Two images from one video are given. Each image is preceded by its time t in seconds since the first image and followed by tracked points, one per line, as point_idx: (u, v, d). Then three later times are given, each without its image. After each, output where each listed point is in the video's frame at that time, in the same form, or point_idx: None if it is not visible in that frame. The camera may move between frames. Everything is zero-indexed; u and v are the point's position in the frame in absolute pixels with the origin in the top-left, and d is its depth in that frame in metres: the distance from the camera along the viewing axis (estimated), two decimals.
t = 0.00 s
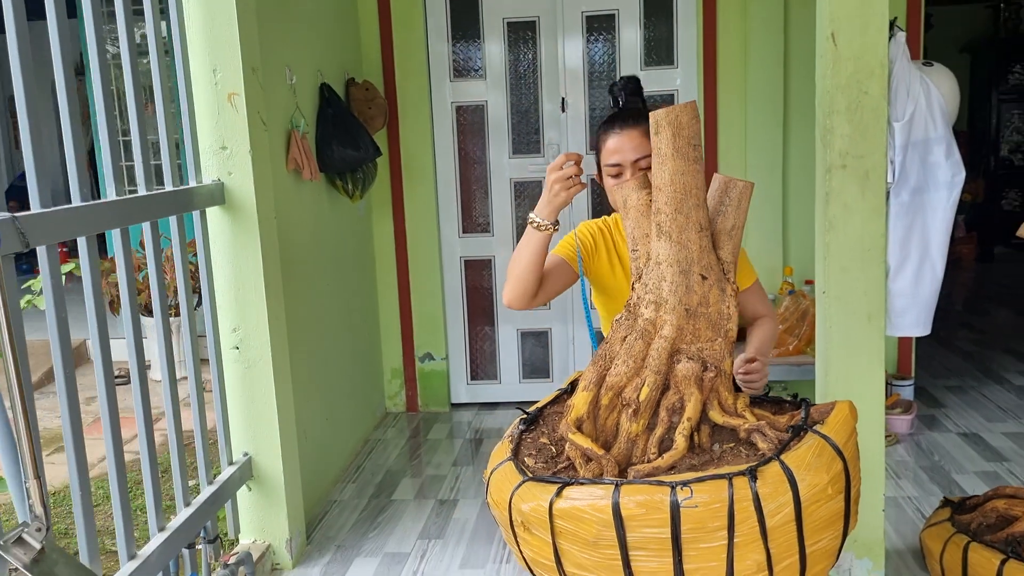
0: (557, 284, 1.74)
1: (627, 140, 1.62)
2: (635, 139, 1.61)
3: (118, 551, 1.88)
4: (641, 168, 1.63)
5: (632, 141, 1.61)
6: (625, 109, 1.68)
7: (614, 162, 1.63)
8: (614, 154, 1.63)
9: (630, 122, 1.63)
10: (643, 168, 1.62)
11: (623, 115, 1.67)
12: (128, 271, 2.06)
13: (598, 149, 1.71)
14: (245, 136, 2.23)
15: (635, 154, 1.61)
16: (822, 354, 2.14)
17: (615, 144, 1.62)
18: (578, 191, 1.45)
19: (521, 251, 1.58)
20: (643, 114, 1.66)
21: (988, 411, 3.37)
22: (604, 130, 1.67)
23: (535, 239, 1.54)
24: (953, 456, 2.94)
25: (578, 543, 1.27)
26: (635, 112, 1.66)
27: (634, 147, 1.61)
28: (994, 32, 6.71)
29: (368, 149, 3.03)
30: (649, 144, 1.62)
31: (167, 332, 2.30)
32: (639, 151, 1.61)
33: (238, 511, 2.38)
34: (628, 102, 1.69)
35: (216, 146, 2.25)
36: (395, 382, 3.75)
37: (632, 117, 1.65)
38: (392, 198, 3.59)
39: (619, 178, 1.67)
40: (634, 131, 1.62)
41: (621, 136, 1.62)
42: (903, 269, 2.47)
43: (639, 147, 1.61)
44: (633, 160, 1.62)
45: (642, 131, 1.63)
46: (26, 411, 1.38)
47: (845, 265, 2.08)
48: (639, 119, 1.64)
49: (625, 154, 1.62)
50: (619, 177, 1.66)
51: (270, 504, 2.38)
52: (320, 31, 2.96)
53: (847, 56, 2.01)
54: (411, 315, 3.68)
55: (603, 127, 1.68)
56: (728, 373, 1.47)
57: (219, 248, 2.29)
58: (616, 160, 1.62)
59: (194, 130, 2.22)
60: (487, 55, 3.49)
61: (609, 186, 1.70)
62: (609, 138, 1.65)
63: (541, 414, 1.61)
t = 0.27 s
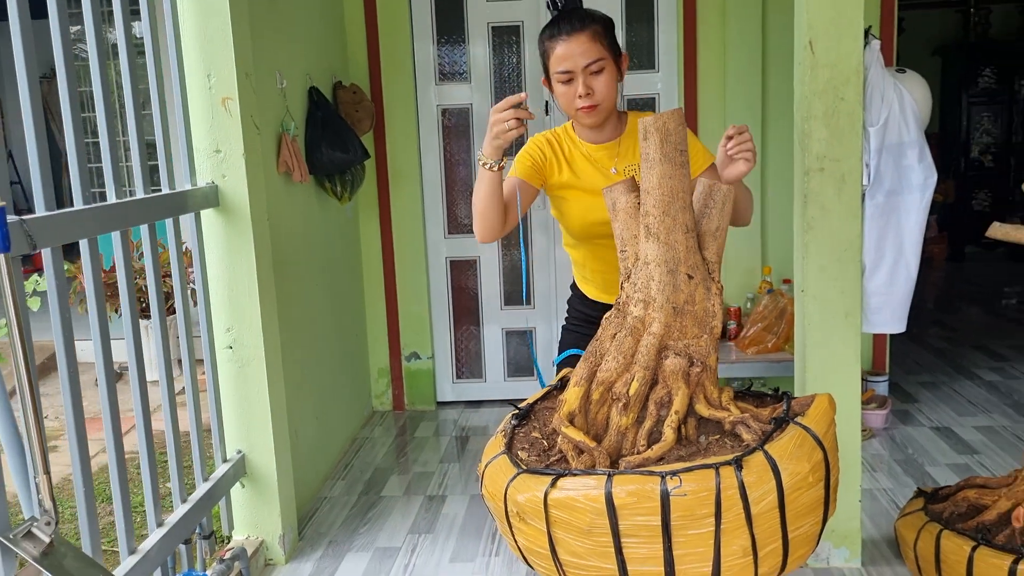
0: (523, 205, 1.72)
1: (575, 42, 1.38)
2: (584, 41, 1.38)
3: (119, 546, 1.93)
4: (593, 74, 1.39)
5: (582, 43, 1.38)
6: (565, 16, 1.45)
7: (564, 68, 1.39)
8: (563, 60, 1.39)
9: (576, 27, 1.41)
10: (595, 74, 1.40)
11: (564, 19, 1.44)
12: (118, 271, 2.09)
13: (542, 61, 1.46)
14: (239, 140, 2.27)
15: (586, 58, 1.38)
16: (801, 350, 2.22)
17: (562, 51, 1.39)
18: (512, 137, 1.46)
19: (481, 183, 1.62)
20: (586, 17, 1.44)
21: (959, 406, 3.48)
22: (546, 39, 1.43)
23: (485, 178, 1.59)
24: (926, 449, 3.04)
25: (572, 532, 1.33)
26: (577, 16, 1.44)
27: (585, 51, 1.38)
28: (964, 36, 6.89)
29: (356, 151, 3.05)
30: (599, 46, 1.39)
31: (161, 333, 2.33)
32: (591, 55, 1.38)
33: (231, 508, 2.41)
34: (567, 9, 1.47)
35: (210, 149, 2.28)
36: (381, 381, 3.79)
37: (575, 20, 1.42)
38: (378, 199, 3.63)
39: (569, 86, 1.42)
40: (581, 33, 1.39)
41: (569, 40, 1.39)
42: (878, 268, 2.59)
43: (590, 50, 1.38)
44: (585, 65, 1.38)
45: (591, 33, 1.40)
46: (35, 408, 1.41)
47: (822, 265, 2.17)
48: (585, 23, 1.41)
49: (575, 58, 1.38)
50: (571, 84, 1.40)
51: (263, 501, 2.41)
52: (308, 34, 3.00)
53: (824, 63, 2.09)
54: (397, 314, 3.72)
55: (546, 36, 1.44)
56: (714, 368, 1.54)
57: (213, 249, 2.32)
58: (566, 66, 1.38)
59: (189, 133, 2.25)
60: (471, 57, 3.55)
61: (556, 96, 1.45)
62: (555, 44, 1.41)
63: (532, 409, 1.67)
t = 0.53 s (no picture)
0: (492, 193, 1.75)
1: (531, 26, 1.41)
2: (541, 25, 1.41)
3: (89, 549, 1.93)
4: (551, 56, 1.42)
5: (539, 26, 1.41)
6: None
7: (521, 51, 1.42)
8: (521, 43, 1.41)
9: (532, 9, 1.43)
10: (553, 56, 1.43)
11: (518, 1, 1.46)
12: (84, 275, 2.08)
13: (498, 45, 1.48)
14: (209, 143, 2.28)
15: (544, 40, 1.41)
16: (765, 350, 2.27)
17: (518, 34, 1.41)
18: (527, 156, 1.47)
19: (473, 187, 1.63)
20: None
21: (924, 403, 3.56)
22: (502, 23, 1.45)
23: (491, 189, 1.59)
24: (891, 446, 3.11)
25: (539, 530, 1.36)
26: None
27: (542, 34, 1.40)
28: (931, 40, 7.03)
29: (328, 154, 3.07)
30: (555, 28, 1.42)
31: (132, 335, 2.33)
32: (548, 37, 1.41)
33: (203, 510, 2.42)
34: None
35: (181, 152, 2.29)
36: (355, 382, 3.80)
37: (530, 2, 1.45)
38: (351, 201, 3.64)
39: (527, 68, 1.45)
40: (537, 16, 1.42)
41: (526, 23, 1.41)
42: (841, 268, 2.56)
43: (547, 32, 1.41)
44: (543, 47, 1.41)
45: (546, 16, 1.43)
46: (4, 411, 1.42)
47: (786, 266, 2.22)
48: (540, 6, 1.44)
49: (534, 42, 1.40)
50: (529, 67, 1.43)
51: (235, 502, 2.42)
52: (280, 37, 3.01)
53: (786, 69, 2.14)
54: (371, 315, 3.73)
55: (500, 20, 1.46)
56: (676, 368, 1.58)
57: (184, 252, 2.32)
58: (525, 48, 1.41)
59: (159, 136, 2.26)
60: (444, 59, 3.57)
61: (513, 78, 1.48)
62: (510, 27, 1.43)
63: (500, 410, 1.70)
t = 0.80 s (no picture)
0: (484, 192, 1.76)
1: (507, 25, 1.36)
2: (516, 24, 1.36)
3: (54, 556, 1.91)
4: (527, 56, 1.38)
5: (514, 25, 1.36)
6: None
7: (497, 51, 1.38)
8: (496, 43, 1.37)
9: (507, 6, 1.39)
10: (529, 56, 1.39)
11: None
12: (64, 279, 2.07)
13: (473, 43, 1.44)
14: (179, 145, 2.26)
15: (519, 40, 1.36)
16: (737, 352, 2.27)
17: (493, 34, 1.37)
18: (543, 159, 1.52)
19: (475, 190, 1.63)
20: None
21: (901, 402, 3.57)
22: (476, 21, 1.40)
23: (498, 190, 1.60)
24: (867, 445, 3.12)
25: (504, 536, 1.34)
26: None
27: (517, 33, 1.36)
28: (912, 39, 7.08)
29: (303, 155, 3.06)
30: (531, 26, 1.37)
31: (102, 340, 2.31)
32: (523, 36, 1.37)
33: (175, 515, 2.40)
34: None
35: (150, 155, 2.27)
36: (335, 383, 3.79)
37: None
38: (329, 202, 3.62)
39: (503, 67, 1.41)
40: (512, 15, 1.37)
41: (500, 22, 1.37)
42: (810, 270, 2.65)
43: (523, 31, 1.36)
44: (519, 47, 1.37)
45: (522, 13, 1.38)
46: None
47: (757, 268, 2.22)
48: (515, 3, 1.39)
49: (508, 42, 1.36)
50: (505, 67, 1.40)
51: (207, 507, 2.41)
52: (255, 38, 2.99)
53: (756, 70, 2.14)
54: (350, 317, 3.72)
55: (474, 17, 1.41)
56: (641, 372, 1.56)
57: (153, 255, 2.30)
58: (499, 49, 1.37)
59: (127, 138, 2.24)
60: (421, 60, 3.56)
61: (490, 77, 1.44)
62: (484, 26, 1.38)
63: (466, 414, 1.68)
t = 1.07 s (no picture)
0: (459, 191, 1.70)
1: (481, 27, 1.31)
2: (491, 26, 1.31)
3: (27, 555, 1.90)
4: (502, 58, 1.35)
5: (489, 28, 1.31)
6: None
7: (471, 53, 1.34)
8: (470, 47, 1.33)
9: (482, 4, 1.32)
10: (504, 58, 1.35)
11: None
12: (41, 276, 2.05)
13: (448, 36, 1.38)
14: (155, 141, 2.24)
15: (493, 43, 1.32)
16: (719, 348, 2.26)
17: (467, 37, 1.32)
18: (520, 158, 1.48)
19: (450, 186, 1.58)
20: None
21: (887, 398, 3.57)
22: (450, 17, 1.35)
23: (473, 186, 1.56)
24: (852, 441, 3.12)
25: (476, 532, 1.25)
26: None
27: (492, 36, 1.32)
28: (902, 35, 7.10)
29: (285, 151, 3.05)
30: (507, 27, 1.33)
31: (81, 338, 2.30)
32: (498, 40, 1.32)
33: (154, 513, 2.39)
34: None
35: (126, 151, 2.25)
36: (320, 381, 3.77)
37: None
38: (314, 199, 3.61)
39: (478, 68, 1.37)
40: (487, 16, 1.32)
41: (474, 25, 1.31)
42: (791, 264, 2.63)
43: (498, 35, 1.32)
44: (493, 50, 1.33)
45: (496, 12, 1.32)
46: None
47: (737, 263, 2.21)
48: None
49: (482, 46, 1.32)
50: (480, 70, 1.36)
51: (186, 505, 2.40)
52: (236, 34, 2.97)
53: (735, 64, 2.13)
54: (335, 314, 3.71)
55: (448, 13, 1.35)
56: (615, 366, 1.50)
57: (131, 252, 2.29)
58: (474, 53, 1.33)
59: (103, 134, 2.22)
60: (405, 56, 3.55)
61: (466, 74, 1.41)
62: (458, 26, 1.33)
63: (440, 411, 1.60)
